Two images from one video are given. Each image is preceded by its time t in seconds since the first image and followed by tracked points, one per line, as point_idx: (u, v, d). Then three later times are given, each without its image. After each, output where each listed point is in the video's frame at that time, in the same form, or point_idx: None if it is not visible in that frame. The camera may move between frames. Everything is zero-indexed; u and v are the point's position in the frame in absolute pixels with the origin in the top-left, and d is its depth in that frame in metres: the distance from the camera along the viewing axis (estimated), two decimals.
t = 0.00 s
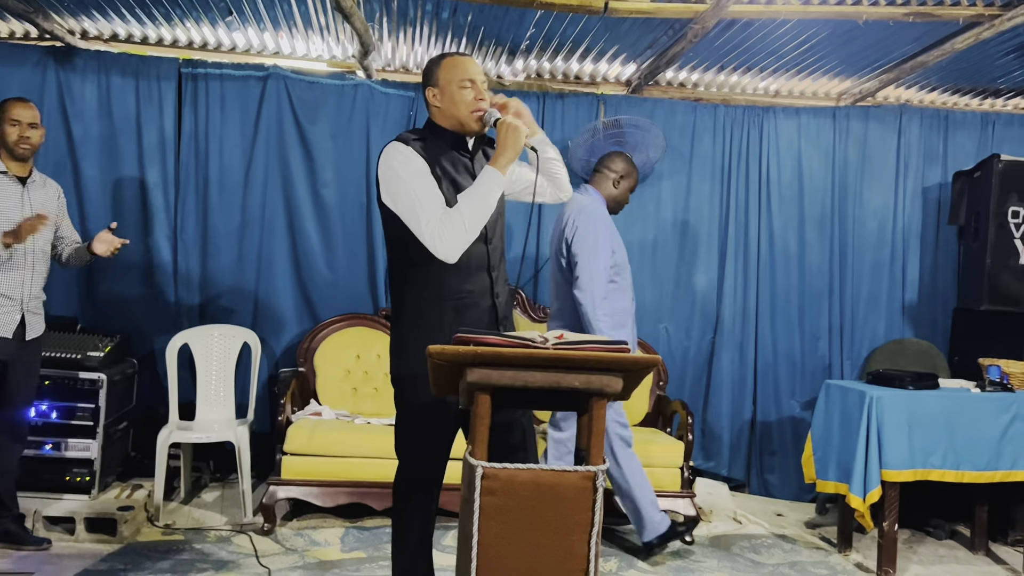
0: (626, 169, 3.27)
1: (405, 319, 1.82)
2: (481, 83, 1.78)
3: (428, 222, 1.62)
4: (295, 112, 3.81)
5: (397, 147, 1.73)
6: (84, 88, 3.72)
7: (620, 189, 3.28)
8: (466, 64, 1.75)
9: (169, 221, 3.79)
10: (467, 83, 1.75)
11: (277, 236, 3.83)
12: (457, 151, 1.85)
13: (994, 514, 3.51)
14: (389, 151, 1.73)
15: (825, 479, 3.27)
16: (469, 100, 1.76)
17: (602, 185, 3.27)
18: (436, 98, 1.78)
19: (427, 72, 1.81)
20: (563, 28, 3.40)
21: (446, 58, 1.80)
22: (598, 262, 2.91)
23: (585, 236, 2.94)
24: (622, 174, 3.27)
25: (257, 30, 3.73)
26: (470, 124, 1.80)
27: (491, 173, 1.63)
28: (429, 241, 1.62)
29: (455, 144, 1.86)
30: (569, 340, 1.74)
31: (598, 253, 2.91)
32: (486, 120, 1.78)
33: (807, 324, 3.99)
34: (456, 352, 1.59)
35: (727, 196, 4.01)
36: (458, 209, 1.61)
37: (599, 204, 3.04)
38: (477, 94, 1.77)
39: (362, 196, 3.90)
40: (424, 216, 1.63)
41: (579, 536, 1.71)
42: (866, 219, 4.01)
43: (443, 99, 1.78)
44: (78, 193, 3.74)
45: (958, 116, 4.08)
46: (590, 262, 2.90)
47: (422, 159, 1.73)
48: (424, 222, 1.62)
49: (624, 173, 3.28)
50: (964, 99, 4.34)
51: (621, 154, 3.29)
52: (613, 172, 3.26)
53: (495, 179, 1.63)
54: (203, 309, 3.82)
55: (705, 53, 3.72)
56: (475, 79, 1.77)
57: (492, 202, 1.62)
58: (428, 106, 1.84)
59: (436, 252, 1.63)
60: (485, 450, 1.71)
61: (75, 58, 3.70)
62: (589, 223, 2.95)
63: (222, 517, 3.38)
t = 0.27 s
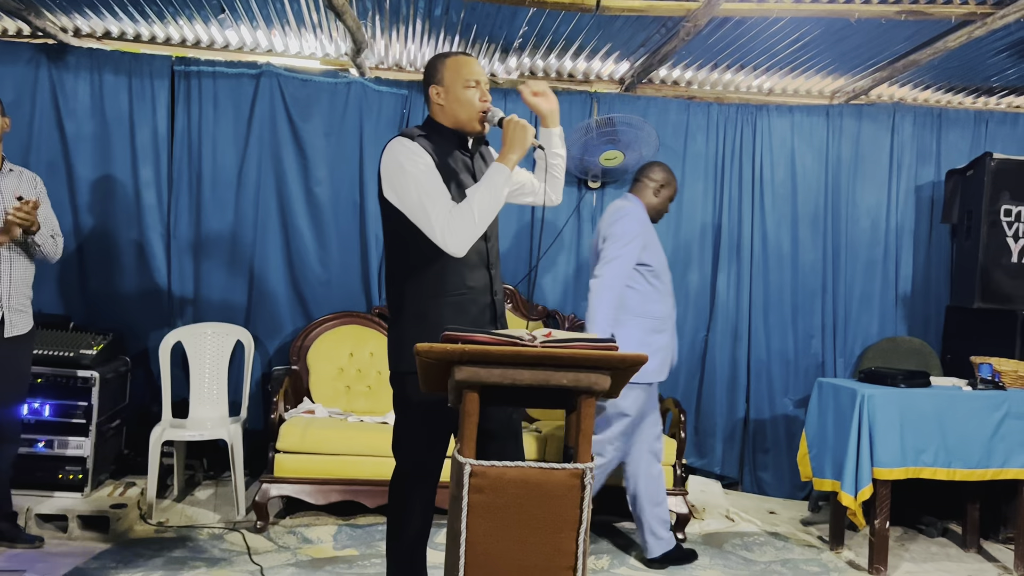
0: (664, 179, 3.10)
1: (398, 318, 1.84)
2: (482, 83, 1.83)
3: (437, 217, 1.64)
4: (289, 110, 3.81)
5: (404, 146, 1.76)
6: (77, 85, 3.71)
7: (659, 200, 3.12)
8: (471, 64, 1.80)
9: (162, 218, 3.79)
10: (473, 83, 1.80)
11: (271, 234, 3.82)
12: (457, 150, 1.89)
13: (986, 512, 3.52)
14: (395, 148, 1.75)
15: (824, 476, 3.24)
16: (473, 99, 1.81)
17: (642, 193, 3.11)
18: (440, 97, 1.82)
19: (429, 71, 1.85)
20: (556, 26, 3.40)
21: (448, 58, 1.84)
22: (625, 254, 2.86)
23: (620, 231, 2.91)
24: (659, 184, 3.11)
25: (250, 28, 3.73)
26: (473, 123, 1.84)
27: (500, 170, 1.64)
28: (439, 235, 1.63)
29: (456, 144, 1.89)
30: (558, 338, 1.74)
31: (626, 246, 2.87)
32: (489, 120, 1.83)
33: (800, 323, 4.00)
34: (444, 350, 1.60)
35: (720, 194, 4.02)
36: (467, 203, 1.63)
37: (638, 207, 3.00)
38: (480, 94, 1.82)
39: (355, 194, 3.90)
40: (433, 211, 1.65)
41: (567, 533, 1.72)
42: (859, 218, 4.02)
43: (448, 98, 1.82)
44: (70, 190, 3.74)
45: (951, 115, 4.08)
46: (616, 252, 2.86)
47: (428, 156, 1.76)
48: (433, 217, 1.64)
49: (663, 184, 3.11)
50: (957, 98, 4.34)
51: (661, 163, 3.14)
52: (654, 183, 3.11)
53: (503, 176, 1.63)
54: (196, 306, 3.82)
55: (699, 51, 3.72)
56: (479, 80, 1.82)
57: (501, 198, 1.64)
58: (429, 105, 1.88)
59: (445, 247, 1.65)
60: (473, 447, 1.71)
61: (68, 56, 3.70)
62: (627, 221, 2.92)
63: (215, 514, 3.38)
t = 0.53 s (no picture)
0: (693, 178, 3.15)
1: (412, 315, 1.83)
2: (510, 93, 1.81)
3: (462, 218, 1.62)
4: (283, 110, 3.81)
5: (432, 146, 1.74)
6: (71, 85, 3.71)
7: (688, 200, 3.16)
8: (500, 71, 1.78)
9: (157, 219, 3.79)
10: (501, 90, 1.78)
11: (265, 233, 3.82)
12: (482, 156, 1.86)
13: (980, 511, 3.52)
14: (423, 151, 1.73)
15: (820, 477, 3.22)
16: (499, 106, 1.79)
17: (670, 192, 3.16)
18: (467, 102, 1.80)
19: (456, 76, 1.84)
20: (551, 25, 3.40)
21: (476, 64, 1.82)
22: (671, 261, 2.90)
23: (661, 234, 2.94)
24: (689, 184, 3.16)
25: (245, 28, 3.73)
26: (497, 130, 1.82)
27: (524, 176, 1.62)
28: (463, 238, 1.61)
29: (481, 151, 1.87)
30: (548, 339, 1.74)
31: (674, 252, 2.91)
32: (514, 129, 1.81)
33: (795, 322, 4.00)
34: (433, 350, 1.60)
35: (715, 194, 4.02)
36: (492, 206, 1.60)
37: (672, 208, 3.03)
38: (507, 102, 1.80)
39: (350, 194, 3.90)
40: (459, 213, 1.63)
41: (557, 534, 1.71)
42: (854, 218, 4.02)
43: (474, 104, 1.80)
44: (65, 190, 3.74)
45: (946, 114, 4.08)
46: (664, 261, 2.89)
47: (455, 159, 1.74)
48: (459, 218, 1.62)
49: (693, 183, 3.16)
50: (952, 97, 4.34)
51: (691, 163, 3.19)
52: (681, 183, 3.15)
53: (527, 184, 1.62)
54: (191, 306, 3.81)
55: (693, 51, 3.72)
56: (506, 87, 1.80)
57: (525, 206, 1.62)
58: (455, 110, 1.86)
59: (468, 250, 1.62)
60: (462, 448, 1.71)
61: (62, 56, 3.69)
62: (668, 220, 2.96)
63: (209, 515, 3.38)
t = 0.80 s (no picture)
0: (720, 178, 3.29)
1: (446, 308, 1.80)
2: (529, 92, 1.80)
3: (497, 212, 1.64)
4: (275, 106, 3.80)
5: (459, 146, 1.74)
6: (62, 80, 3.70)
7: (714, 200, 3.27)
8: (522, 71, 1.77)
9: (149, 215, 3.78)
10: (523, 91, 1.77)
11: (257, 229, 3.81)
12: (507, 157, 1.85)
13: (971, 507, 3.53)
14: (453, 149, 1.74)
15: (812, 472, 3.23)
16: (522, 107, 1.78)
17: (692, 193, 3.24)
18: (490, 102, 1.79)
19: (478, 77, 1.83)
20: (543, 21, 3.39)
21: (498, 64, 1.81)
22: (723, 265, 3.02)
23: (709, 235, 3.04)
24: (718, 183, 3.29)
25: (237, 23, 3.72)
26: (520, 131, 1.81)
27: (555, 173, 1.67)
28: (499, 231, 1.63)
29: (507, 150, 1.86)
30: (536, 336, 1.74)
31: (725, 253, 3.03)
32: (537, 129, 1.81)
33: (788, 318, 4.00)
34: (420, 347, 1.60)
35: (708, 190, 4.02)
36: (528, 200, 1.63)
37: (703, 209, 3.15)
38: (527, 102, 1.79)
39: (342, 189, 3.89)
40: (493, 206, 1.65)
41: (545, 530, 1.72)
42: (847, 214, 4.02)
43: (496, 104, 1.79)
44: (56, 186, 3.72)
45: (940, 110, 4.08)
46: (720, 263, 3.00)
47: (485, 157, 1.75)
48: (493, 211, 1.64)
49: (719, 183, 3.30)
50: (945, 93, 4.34)
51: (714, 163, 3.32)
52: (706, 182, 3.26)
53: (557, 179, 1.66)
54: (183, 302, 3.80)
55: (686, 47, 3.71)
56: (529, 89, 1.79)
57: (555, 200, 1.66)
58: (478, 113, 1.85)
59: (502, 243, 1.64)
60: (450, 445, 1.72)
61: (53, 51, 3.68)
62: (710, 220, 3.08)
63: (201, 511, 3.38)
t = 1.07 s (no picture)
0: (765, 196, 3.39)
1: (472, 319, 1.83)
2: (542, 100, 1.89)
3: (526, 215, 1.70)
4: (272, 112, 3.80)
5: (481, 154, 1.81)
6: (59, 86, 3.70)
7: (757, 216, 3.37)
8: (536, 82, 1.86)
9: (145, 221, 3.78)
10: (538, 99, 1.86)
11: (255, 234, 3.81)
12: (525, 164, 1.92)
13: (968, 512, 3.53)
14: (476, 157, 1.80)
15: (810, 478, 3.24)
16: (537, 115, 1.87)
17: (738, 208, 3.31)
18: (506, 111, 1.87)
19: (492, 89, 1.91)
20: (540, 27, 3.40)
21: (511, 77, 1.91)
22: (774, 284, 3.08)
23: (764, 257, 3.07)
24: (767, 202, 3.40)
25: (234, 29, 3.72)
26: (536, 138, 1.89)
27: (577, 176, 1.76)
28: (529, 233, 1.70)
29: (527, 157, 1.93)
30: (534, 341, 1.74)
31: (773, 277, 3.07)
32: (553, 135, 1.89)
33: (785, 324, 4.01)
34: (418, 353, 1.60)
35: (704, 195, 4.03)
36: (555, 203, 1.71)
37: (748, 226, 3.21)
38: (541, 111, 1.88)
39: (339, 195, 3.89)
40: (520, 211, 1.71)
41: (543, 536, 1.72)
42: (843, 219, 4.03)
43: (513, 113, 1.87)
44: (53, 192, 3.72)
45: (935, 116, 4.10)
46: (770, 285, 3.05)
47: (507, 163, 1.81)
48: (522, 215, 1.71)
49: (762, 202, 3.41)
50: (940, 100, 4.36)
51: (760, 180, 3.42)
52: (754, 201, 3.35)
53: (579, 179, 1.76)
54: (180, 307, 3.80)
55: (683, 53, 3.72)
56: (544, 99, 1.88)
57: (578, 201, 1.75)
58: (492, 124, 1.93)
59: (531, 245, 1.71)
60: (448, 450, 1.72)
61: (50, 56, 3.68)
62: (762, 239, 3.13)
63: (198, 517, 3.37)
